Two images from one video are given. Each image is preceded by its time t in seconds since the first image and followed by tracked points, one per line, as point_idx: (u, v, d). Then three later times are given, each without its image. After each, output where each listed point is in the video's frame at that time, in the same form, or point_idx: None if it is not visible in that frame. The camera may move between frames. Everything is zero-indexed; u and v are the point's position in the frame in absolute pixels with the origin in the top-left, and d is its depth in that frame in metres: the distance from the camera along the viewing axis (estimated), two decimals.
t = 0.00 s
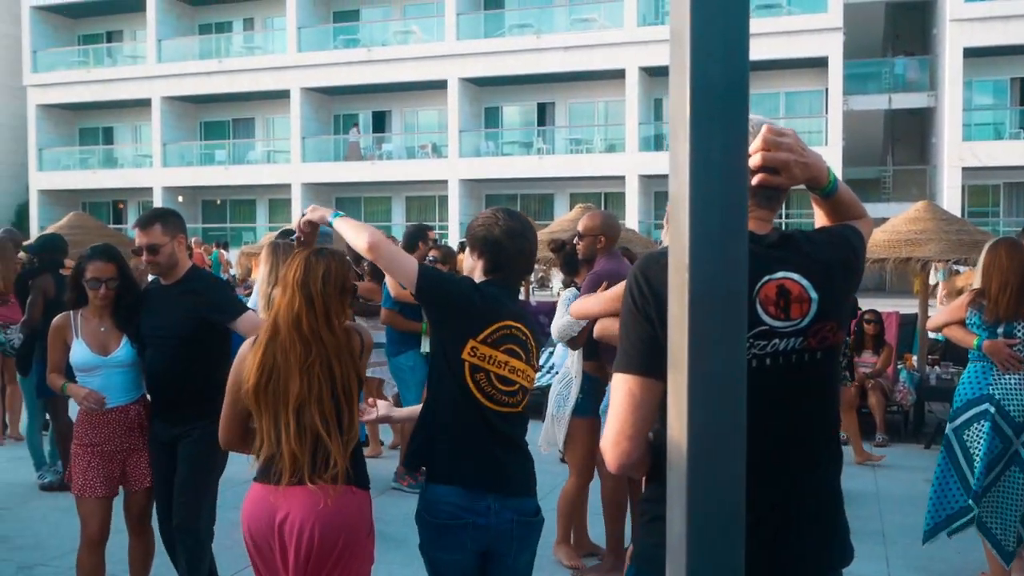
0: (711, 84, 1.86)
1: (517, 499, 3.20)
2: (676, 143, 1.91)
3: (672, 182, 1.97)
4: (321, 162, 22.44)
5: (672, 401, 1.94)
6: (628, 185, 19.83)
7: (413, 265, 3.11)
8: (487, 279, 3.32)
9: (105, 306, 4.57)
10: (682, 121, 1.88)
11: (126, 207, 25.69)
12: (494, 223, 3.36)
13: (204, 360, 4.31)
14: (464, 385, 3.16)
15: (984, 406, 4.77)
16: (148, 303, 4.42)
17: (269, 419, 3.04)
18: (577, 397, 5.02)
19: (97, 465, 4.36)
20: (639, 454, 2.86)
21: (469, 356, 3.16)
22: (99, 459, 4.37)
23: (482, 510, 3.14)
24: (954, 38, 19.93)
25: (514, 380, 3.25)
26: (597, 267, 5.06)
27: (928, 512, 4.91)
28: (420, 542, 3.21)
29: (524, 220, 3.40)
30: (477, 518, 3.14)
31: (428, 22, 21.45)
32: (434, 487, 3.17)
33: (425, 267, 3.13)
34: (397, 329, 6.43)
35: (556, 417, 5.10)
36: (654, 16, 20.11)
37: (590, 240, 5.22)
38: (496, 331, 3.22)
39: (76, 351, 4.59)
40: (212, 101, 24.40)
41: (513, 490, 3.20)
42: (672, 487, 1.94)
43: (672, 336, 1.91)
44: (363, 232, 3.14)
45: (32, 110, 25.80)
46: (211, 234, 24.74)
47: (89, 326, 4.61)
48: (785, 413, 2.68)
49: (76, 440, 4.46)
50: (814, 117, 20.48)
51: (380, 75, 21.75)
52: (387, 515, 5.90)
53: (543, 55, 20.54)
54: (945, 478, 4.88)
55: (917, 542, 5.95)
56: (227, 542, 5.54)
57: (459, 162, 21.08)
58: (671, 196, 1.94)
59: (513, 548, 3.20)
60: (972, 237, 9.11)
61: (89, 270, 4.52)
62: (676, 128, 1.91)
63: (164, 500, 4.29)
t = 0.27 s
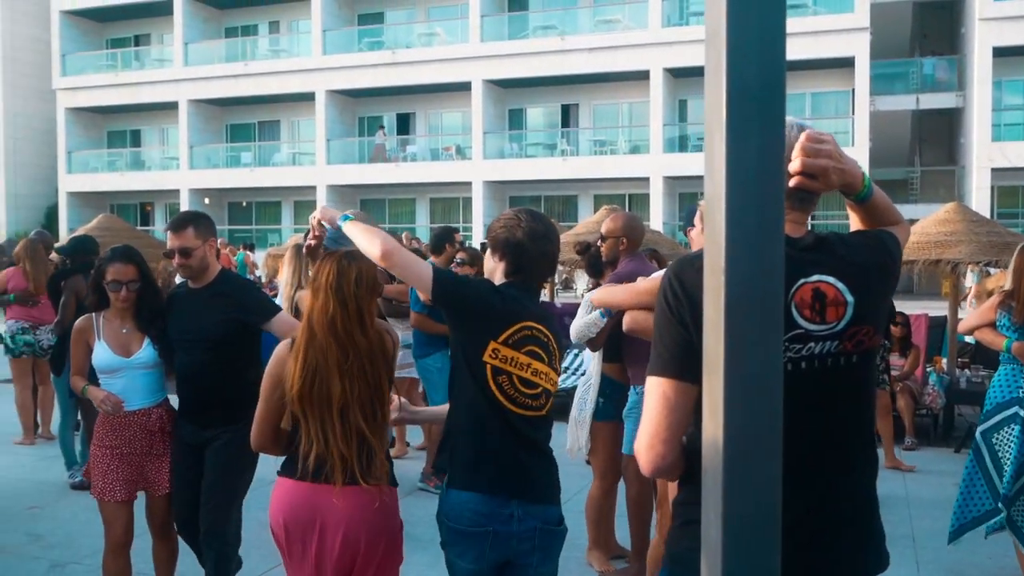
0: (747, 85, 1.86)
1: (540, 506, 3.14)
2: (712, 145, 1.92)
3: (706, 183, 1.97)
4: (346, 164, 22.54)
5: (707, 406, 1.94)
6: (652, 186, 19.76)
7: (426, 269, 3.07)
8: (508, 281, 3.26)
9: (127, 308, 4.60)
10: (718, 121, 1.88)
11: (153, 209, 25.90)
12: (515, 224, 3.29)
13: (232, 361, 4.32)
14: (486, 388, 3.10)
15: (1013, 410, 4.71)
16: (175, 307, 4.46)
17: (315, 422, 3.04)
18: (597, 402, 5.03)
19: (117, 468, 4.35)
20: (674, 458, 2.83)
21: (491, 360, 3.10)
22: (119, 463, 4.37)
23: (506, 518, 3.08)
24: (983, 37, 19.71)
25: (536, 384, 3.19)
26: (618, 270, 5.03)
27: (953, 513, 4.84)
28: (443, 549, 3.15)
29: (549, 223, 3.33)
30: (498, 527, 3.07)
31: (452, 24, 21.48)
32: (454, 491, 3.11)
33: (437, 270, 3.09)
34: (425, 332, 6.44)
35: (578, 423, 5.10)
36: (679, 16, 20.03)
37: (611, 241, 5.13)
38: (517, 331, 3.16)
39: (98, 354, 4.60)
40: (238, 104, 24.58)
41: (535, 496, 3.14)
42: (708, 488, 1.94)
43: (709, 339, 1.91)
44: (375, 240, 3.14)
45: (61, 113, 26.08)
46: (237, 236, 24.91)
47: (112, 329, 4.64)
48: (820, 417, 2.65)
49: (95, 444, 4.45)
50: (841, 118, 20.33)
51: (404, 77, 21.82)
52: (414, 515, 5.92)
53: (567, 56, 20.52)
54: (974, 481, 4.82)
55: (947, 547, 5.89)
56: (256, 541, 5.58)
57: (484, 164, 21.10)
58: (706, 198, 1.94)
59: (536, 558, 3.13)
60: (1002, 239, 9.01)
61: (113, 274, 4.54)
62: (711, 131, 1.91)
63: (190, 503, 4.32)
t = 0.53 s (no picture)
0: (786, 88, 1.83)
1: (564, 511, 3.09)
2: (749, 150, 1.90)
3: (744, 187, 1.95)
4: (371, 165, 22.63)
5: (743, 412, 1.93)
6: (678, 187, 19.67)
7: (437, 280, 2.96)
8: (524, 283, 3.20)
9: (151, 310, 4.63)
10: (757, 124, 1.85)
11: (180, 210, 26.11)
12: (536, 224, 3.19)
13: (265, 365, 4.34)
14: (503, 392, 3.03)
15: None
16: (205, 310, 4.48)
17: (363, 425, 3.06)
18: (622, 410, 5.00)
19: (141, 470, 4.37)
20: (709, 461, 2.78)
21: (509, 366, 3.04)
22: (142, 465, 4.39)
23: (532, 524, 3.01)
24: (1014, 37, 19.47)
25: (554, 389, 3.13)
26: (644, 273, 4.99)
27: (985, 519, 4.75)
28: (461, 561, 3.06)
29: (567, 224, 3.24)
30: (524, 532, 3.00)
31: (477, 24, 21.52)
32: (478, 498, 3.03)
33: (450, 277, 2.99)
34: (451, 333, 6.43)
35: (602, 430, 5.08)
36: (705, 17, 19.91)
37: (638, 243, 5.06)
38: (535, 336, 3.10)
39: (122, 355, 4.63)
40: (264, 105, 24.74)
41: (557, 501, 3.07)
42: (744, 490, 1.92)
43: (745, 345, 1.89)
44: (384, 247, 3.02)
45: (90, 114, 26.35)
46: (263, 236, 25.06)
47: (137, 329, 4.65)
48: (856, 421, 2.61)
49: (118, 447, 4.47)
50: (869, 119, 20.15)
51: (429, 78, 21.86)
52: (441, 516, 5.91)
53: (592, 57, 20.48)
54: (1007, 487, 4.73)
55: (979, 553, 5.80)
56: (285, 540, 5.62)
57: (508, 165, 21.10)
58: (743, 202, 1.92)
59: (559, 563, 3.09)
60: None
61: (140, 275, 4.57)
62: (748, 135, 1.89)
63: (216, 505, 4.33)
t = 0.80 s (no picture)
0: (822, 86, 1.81)
1: (581, 503, 2.97)
2: (783, 149, 1.87)
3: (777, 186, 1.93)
4: (393, 164, 22.69)
5: (775, 412, 1.91)
6: (700, 187, 19.57)
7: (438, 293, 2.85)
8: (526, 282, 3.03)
9: (174, 311, 4.52)
10: (791, 123, 1.83)
11: (203, 208, 26.27)
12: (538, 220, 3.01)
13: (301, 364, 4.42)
14: (516, 392, 2.89)
15: None
16: (233, 308, 4.47)
17: (418, 426, 3.13)
18: (643, 412, 4.98)
19: (160, 471, 4.27)
20: (739, 464, 2.73)
21: (521, 368, 2.89)
22: (163, 466, 4.29)
23: (554, 520, 2.89)
24: None
25: (565, 386, 3.00)
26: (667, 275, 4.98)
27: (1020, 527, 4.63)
28: (483, 566, 2.87)
29: (568, 218, 3.05)
30: (549, 530, 2.89)
31: (499, 24, 21.53)
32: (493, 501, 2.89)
33: (450, 287, 2.87)
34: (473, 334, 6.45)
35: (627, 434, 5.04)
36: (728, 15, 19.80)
37: (662, 245, 5.05)
38: (545, 335, 2.96)
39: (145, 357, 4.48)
40: (287, 104, 24.86)
41: (573, 495, 2.94)
42: (777, 491, 1.91)
43: (779, 346, 1.87)
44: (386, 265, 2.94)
45: (115, 114, 26.58)
46: (285, 235, 25.18)
47: (162, 332, 4.51)
48: (890, 422, 2.58)
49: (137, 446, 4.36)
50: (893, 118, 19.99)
51: (451, 77, 21.87)
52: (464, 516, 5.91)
53: (614, 56, 20.42)
54: None
55: (1008, 557, 5.73)
56: (310, 538, 5.65)
57: (530, 164, 21.08)
58: (777, 202, 1.89)
59: (578, 556, 2.99)
60: None
61: (165, 276, 4.45)
62: (782, 135, 1.86)
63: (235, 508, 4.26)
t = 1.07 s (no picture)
0: (848, 86, 1.80)
1: (570, 503, 2.93)
2: (808, 150, 1.86)
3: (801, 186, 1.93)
4: (408, 163, 22.73)
5: (799, 412, 1.90)
6: (716, 186, 19.51)
7: (427, 308, 2.81)
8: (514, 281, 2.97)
9: (192, 308, 4.54)
10: (816, 126, 1.83)
11: (220, 207, 26.41)
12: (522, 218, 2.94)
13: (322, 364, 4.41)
14: (507, 394, 2.84)
15: None
16: (253, 305, 4.47)
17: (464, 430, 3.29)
18: (659, 414, 4.96)
19: (172, 465, 4.30)
20: (763, 464, 2.67)
21: (514, 371, 2.84)
22: (174, 461, 4.31)
23: (545, 519, 2.85)
24: None
25: (557, 388, 2.95)
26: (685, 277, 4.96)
27: None
28: (473, 569, 2.82)
29: (555, 213, 2.98)
30: (540, 530, 2.84)
31: (515, 22, 21.55)
32: (484, 503, 2.84)
33: (437, 300, 2.82)
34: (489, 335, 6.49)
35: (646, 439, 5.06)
36: (745, 13, 19.73)
37: (680, 246, 5.04)
38: (537, 337, 2.90)
39: (167, 352, 4.52)
40: (303, 104, 24.97)
41: (562, 495, 2.90)
42: (800, 491, 1.90)
43: (803, 347, 1.86)
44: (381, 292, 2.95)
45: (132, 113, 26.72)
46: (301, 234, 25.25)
47: (182, 328, 4.55)
48: (915, 423, 2.56)
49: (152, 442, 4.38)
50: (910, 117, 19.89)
51: (466, 76, 21.88)
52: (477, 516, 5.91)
53: (630, 54, 20.39)
54: None
55: None
56: (328, 536, 5.68)
57: (545, 164, 21.07)
58: (802, 203, 1.89)
59: (571, 555, 2.95)
60: None
61: (183, 273, 4.46)
62: (807, 136, 1.86)
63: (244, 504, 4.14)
